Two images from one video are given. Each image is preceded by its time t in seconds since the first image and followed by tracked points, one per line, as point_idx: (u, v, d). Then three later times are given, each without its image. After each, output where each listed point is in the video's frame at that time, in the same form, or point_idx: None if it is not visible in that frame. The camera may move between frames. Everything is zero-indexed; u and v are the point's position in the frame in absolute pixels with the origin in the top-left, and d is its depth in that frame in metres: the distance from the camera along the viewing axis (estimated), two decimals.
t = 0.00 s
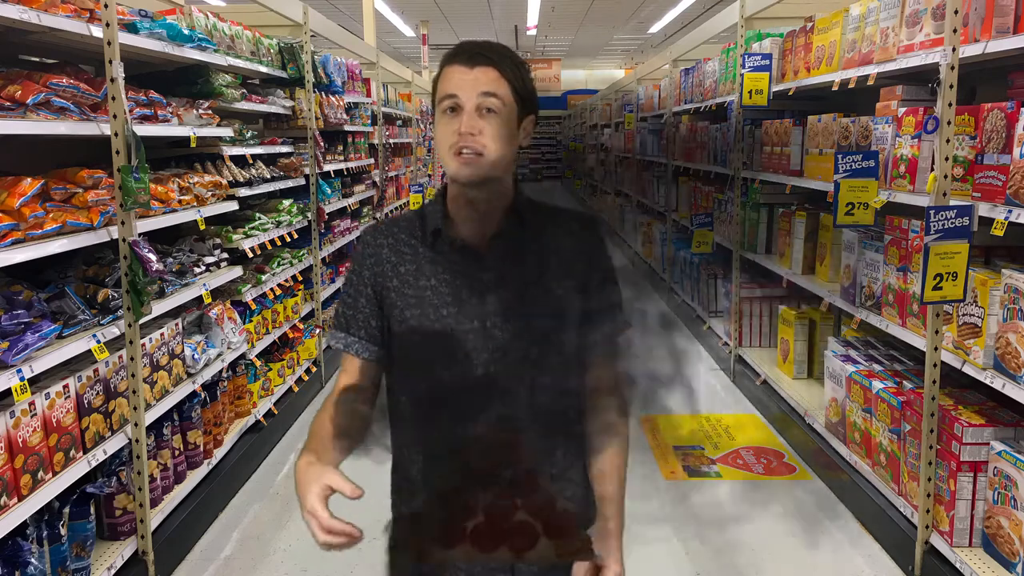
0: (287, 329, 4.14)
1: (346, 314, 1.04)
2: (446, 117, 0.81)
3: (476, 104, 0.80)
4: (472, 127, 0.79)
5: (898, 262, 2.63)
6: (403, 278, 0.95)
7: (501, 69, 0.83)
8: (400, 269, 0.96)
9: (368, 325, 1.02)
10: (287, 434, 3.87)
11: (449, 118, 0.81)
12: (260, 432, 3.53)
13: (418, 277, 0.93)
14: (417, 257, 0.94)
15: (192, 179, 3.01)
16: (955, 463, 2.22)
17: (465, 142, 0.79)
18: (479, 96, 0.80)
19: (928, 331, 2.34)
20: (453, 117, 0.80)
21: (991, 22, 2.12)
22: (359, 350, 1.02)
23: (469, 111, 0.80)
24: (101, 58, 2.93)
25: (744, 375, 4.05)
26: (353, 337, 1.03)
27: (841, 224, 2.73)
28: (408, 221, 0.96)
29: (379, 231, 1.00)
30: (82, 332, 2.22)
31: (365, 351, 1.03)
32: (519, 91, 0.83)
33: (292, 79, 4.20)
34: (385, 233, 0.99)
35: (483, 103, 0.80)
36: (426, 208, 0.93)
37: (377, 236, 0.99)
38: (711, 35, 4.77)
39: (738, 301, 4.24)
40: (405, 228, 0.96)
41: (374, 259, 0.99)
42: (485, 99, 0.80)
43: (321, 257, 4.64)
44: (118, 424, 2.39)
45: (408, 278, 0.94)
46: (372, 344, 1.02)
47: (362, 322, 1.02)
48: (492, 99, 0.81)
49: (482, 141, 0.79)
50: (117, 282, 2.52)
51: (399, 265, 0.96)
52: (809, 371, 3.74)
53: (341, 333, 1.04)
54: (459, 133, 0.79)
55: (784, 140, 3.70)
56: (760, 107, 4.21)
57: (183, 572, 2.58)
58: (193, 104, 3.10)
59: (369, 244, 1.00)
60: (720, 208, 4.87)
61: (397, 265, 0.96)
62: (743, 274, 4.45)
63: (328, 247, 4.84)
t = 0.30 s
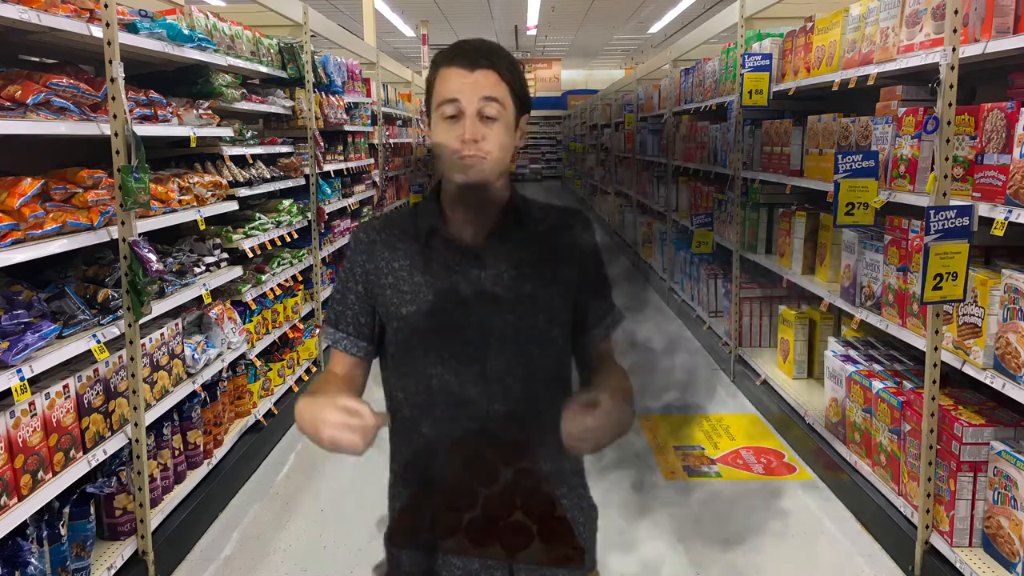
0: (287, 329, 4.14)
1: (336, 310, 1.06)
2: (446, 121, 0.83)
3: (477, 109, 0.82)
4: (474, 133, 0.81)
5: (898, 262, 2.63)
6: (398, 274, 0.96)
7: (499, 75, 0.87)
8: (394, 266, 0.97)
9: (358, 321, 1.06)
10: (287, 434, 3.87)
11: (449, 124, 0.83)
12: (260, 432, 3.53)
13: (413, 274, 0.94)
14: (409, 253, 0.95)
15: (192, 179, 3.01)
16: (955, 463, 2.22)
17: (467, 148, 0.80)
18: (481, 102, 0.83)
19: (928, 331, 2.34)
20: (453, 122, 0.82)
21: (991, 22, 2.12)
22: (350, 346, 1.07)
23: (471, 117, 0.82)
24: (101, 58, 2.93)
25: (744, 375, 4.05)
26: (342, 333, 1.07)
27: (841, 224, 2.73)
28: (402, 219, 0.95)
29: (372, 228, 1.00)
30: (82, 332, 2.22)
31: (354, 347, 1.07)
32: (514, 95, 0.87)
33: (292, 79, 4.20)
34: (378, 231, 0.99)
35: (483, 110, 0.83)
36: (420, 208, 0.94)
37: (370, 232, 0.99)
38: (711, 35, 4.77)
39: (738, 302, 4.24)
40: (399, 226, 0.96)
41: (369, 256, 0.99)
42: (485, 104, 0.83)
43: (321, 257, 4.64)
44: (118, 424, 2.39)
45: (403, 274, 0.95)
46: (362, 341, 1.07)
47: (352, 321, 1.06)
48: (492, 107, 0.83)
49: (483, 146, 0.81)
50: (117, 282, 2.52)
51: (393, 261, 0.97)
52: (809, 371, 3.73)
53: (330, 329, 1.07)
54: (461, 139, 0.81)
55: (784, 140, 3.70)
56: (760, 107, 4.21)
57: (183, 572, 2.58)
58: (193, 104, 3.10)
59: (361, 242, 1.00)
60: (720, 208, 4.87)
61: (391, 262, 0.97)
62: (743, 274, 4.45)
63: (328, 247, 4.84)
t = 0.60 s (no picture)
0: (287, 329, 4.14)
1: (341, 316, 1.05)
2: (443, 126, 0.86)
3: (476, 113, 0.85)
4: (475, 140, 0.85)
5: (898, 262, 2.63)
6: (392, 276, 0.99)
7: (498, 71, 0.85)
8: (391, 267, 0.99)
9: (362, 325, 1.04)
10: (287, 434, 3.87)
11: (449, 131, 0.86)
12: (260, 432, 3.53)
13: (408, 274, 0.98)
14: (407, 255, 0.99)
15: (192, 179, 3.01)
16: (955, 463, 2.22)
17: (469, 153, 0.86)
18: (479, 106, 0.84)
19: (928, 331, 2.34)
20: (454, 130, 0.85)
21: (991, 22, 2.12)
22: (356, 351, 1.05)
23: (470, 122, 0.84)
24: (101, 58, 2.93)
25: (744, 375, 4.05)
26: (349, 338, 1.05)
27: (841, 224, 2.74)
28: (396, 221, 1.01)
29: (367, 230, 1.02)
30: (81, 332, 2.22)
31: (361, 352, 1.05)
32: (512, 91, 0.87)
33: (292, 79, 4.21)
34: (373, 232, 1.02)
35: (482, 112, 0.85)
36: (414, 208, 1.01)
37: (365, 235, 1.02)
38: (711, 35, 4.77)
39: (738, 302, 4.24)
40: (394, 228, 1.01)
41: (363, 258, 1.01)
42: (484, 108, 0.85)
43: (321, 257, 4.63)
44: (118, 424, 2.39)
45: (399, 275, 0.99)
46: (368, 344, 1.05)
47: (355, 323, 1.04)
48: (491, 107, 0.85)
49: (484, 150, 0.86)
50: (117, 282, 2.52)
51: (388, 262, 1.00)
52: (809, 371, 3.74)
53: (336, 334, 1.06)
54: (464, 144, 0.86)
55: (784, 140, 3.70)
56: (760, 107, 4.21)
57: (183, 572, 2.58)
58: (193, 104, 3.11)
59: (357, 245, 1.02)
60: (720, 208, 4.87)
61: (386, 263, 1.00)
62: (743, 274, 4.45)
63: (328, 247, 4.84)
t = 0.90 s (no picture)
0: (287, 329, 4.14)
1: (340, 317, 1.03)
2: (435, 121, 0.92)
3: (466, 107, 0.91)
4: (465, 131, 0.90)
5: (898, 262, 2.63)
6: (391, 276, 0.96)
7: (491, 72, 0.92)
8: (387, 267, 0.97)
9: (362, 327, 1.02)
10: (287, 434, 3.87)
11: (440, 125, 0.91)
12: (260, 432, 3.53)
13: (406, 275, 0.95)
14: (404, 255, 0.96)
15: (192, 179, 3.01)
16: (955, 462, 2.22)
17: (458, 146, 0.90)
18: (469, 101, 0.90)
19: (928, 331, 2.34)
20: (444, 123, 0.91)
21: (991, 22, 2.12)
22: (357, 352, 1.03)
23: (460, 114, 0.90)
24: (101, 58, 2.93)
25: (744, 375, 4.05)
26: (349, 339, 1.03)
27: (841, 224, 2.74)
28: (394, 221, 1.00)
29: (365, 230, 1.00)
30: (81, 332, 2.22)
31: (361, 353, 1.03)
32: (504, 91, 0.93)
33: (292, 79, 4.20)
34: (371, 231, 0.99)
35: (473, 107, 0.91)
36: (411, 209, 1.00)
37: (363, 235, 1.00)
38: (711, 35, 4.77)
39: (738, 302, 4.24)
40: (393, 228, 0.99)
41: (361, 258, 0.99)
42: (474, 103, 0.91)
43: (321, 257, 4.63)
44: (118, 424, 2.39)
45: (397, 275, 0.96)
46: (369, 346, 1.03)
47: (353, 324, 1.02)
48: (481, 103, 0.91)
49: (473, 144, 0.90)
50: (117, 282, 2.52)
51: (385, 262, 0.97)
52: (809, 371, 3.73)
53: (336, 335, 1.04)
54: (453, 136, 0.90)
55: (784, 140, 3.70)
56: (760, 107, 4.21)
57: (183, 572, 2.58)
58: (193, 104, 3.10)
59: (355, 245, 1.00)
60: (720, 208, 4.87)
61: (384, 262, 0.97)
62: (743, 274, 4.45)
63: (328, 247, 4.83)
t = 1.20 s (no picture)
0: (287, 329, 4.15)
1: (336, 318, 1.10)
2: (435, 120, 0.91)
3: (467, 107, 0.90)
4: (464, 131, 0.89)
5: (898, 262, 2.63)
6: (386, 277, 1.03)
7: (493, 72, 0.91)
8: (384, 269, 1.03)
9: (358, 327, 1.10)
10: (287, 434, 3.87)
11: (440, 124, 0.91)
12: (260, 432, 3.53)
13: (401, 276, 1.01)
14: (400, 257, 1.03)
15: (192, 179, 3.01)
16: (955, 462, 2.22)
17: (457, 145, 0.90)
18: (471, 101, 0.90)
19: (928, 331, 2.34)
20: (444, 122, 0.91)
21: (991, 22, 2.12)
22: (352, 353, 1.10)
23: (461, 115, 0.90)
24: (101, 58, 2.93)
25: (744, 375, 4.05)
26: (346, 339, 1.10)
27: (841, 224, 2.74)
28: (392, 223, 1.06)
29: (361, 231, 1.07)
30: (82, 332, 2.22)
31: (356, 354, 1.10)
32: (506, 92, 0.93)
33: (292, 79, 4.20)
34: (368, 233, 1.06)
35: (475, 109, 0.91)
36: (410, 210, 1.05)
37: (360, 238, 1.06)
38: (711, 35, 4.77)
39: (738, 302, 4.24)
40: (390, 230, 1.05)
41: (358, 259, 1.06)
42: (475, 104, 0.90)
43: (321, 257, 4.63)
44: (118, 424, 2.39)
45: (392, 276, 1.02)
46: (364, 346, 1.11)
47: (347, 322, 1.10)
48: (483, 105, 0.91)
49: (473, 145, 0.90)
50: (117, 282, 2.52)
51: (381, 263, 1.03)
52: (809, 371, 3.73)
53: (332, 336, 1.11)
54: (453, 136, 0.89)
55: (784, 140, 3.70)
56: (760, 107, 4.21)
57: (183, 572, 2.58)
58: (193, 104, 3.11)
59: (353, 246, 1.07)
60: (720, 208, 4.87)
61: (380, 264, 1.03)
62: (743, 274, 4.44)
63: (328, 247, 4.84)
